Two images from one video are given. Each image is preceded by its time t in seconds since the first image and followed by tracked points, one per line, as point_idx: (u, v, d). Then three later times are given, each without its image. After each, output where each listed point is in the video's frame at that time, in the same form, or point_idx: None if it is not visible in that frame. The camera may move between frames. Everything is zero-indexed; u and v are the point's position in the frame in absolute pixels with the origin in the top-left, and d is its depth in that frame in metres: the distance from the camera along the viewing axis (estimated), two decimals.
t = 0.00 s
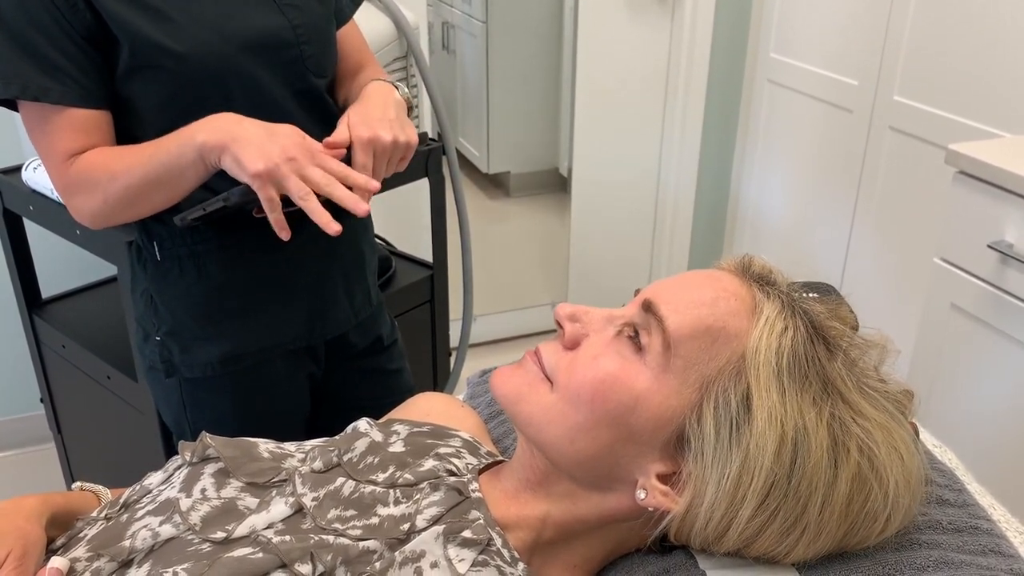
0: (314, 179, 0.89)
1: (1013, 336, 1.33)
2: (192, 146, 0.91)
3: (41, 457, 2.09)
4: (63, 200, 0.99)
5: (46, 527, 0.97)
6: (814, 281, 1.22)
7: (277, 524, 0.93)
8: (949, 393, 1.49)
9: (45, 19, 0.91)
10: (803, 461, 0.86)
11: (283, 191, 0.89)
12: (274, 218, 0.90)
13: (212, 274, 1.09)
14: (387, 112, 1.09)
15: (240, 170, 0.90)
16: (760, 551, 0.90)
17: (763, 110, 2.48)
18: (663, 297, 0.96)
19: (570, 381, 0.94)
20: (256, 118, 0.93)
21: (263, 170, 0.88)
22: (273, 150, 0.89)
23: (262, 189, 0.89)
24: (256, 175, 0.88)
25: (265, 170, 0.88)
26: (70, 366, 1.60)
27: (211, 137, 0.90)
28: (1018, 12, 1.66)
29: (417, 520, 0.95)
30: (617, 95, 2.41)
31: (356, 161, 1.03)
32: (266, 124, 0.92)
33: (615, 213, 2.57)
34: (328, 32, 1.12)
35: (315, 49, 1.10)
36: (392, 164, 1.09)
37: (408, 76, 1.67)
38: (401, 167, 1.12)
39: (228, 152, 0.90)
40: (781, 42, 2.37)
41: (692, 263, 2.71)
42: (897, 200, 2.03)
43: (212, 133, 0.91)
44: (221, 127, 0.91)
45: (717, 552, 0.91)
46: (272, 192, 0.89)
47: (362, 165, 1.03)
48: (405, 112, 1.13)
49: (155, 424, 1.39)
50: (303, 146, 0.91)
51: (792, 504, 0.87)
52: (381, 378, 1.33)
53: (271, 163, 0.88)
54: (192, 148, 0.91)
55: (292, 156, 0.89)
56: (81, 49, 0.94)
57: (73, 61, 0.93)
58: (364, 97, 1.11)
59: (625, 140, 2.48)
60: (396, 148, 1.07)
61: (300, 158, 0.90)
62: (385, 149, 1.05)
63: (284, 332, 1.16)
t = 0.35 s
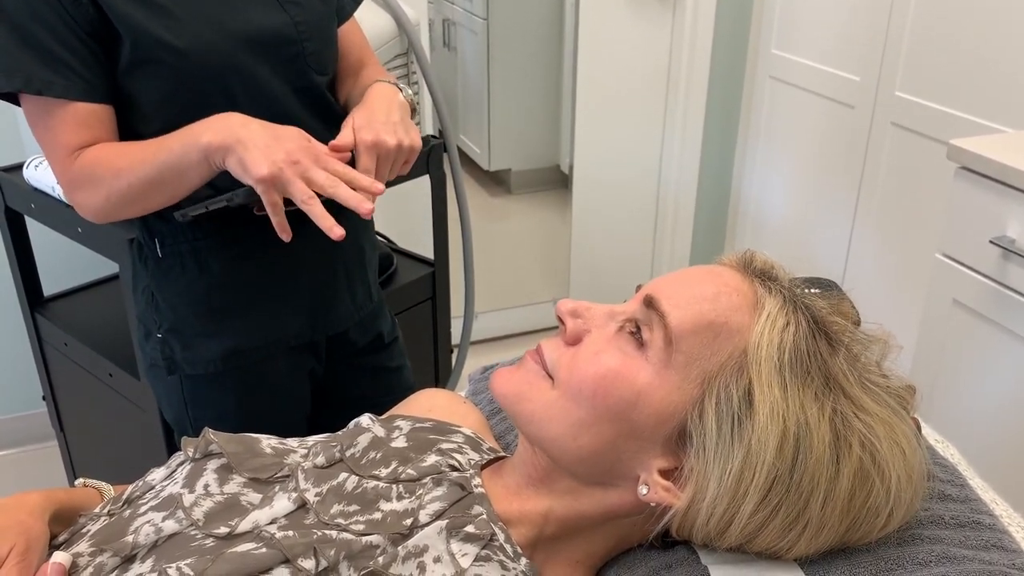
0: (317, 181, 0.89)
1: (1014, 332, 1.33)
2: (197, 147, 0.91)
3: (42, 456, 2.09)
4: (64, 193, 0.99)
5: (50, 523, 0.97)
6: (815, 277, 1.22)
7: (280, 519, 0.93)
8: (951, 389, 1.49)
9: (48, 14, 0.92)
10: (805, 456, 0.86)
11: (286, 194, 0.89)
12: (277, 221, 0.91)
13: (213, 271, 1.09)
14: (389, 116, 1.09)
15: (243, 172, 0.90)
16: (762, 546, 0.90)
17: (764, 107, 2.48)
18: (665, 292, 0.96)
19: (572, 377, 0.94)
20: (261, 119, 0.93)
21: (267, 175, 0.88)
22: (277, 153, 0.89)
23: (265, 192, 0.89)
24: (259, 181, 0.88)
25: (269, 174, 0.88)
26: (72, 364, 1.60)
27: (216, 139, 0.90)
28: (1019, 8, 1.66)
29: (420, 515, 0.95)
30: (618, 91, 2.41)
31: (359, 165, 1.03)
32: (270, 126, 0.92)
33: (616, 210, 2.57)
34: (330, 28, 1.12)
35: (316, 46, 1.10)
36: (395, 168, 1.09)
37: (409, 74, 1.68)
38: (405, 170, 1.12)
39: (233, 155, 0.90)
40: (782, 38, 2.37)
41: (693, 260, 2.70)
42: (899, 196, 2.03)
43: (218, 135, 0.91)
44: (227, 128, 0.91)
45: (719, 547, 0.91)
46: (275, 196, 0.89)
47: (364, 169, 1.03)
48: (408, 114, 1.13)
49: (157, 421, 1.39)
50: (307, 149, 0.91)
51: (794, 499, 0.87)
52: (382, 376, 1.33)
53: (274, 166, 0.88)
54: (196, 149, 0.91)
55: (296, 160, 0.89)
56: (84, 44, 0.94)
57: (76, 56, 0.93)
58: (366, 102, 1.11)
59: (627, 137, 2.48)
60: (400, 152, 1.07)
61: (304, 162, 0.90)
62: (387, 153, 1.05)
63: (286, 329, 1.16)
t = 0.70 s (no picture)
0: (311, 158, 0.89)
1: (1017, 331, 1.33)
2: (190, 131, 0.91)
3: (44, 455, 2.10)
4: (65, 193, 0.99)
5: (53, 521, 0.97)
6: (818, 277, 1.22)
7: (283, 517, 0.93)
8: (953, 388, 1.49)
9: (51, 13, 0.91)
10: (807, 456, 0.86)
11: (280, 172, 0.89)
12: (273, 200, 0.90)
13: (215, 271, 1.09)
14: (384, 98, 1.09)
15: (237, 152, 0.89)
16: (765, 546, 0.90)
17: (766, 106, 2.48)
18: (668, 292, 0.96)
19: (575, 376, 0.94)
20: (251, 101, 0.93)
21: (260, 153, 0.87)
22: (270, 132, 0.89)
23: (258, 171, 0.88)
24: (252, 159, 0.87)
25: (263, 154, 0.87)
26: (75, 362, 1.60)
27: (208, 122, 0.90)
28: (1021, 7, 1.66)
29: (423, 514, 0.95)
30: (620, 91, 2.41)
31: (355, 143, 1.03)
32: (262, 108, 0.91)
33: (618, 209, 2.57)
34: (333, 29, 1.12)
35: (320, 47, 1.10)
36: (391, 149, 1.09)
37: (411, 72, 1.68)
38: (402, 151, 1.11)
39: (226, 136, 0.90)
40: (784, 38, 2.37)
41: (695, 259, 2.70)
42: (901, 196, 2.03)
43: (210, 118, 0.90)
44: (218, 111, 0.91)
45: (720, 546, 0.91)
46: (269, 175, 0.89)
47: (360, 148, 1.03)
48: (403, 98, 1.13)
49: (160, 420, 1.39)
50: (298, 126, 0.91)
51: (796, 498, 0.87)
52: (383, 376, 1.33)
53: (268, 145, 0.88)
54: (190, 134, 0.91)
55: (288, 138, 0.89)
56: (87, 44, 0.94)
57: (79, 56, 0.93)
58: (360, 87, 1.10)
59: (629, 136, 2.48)
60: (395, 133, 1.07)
61: (297, 140, 0.89)
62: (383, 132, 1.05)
63: (287, 330, 1.16)
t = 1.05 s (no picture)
0: (313, 182, 0.91)
1: (1018, 329, 1.33)
2: (195, 143, 0.91)
3: (46, 454, 2.10)
4: (59, 189, 0.99)
5: (54, 521, 0.97)
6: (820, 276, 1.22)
7: (285, 517, 0.93)
8: (955, 387, 1.49)
9: (50, 11, 0.92)
10: (809, 456, 0.86)
11: (283, 186, 0.90)
12: (273, 209, 0.92)
13: (216, 271, 1.09)
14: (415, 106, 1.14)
15: (242, 168, 0.89)
16: (767, 545, 0.90)
17: (767, 104, 2.48)
18: (670, 291, 0.96)
19: (577, 375, 0.94)
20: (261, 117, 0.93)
21: (268, 170, 0.88)
22: (279, 149, 0.89)
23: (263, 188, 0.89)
24: (260, 173, 0.88)
25: (270, 172, 0.88)
26: (76, 362, 1.61)
27: (216, 136, 0.90)
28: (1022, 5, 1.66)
29: (424, 513, 0.95)
30: (620, 90, 2.41)
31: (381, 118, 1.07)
32: (272, 124, 0.92)
33: (618, 208, 2.57)
34: (334, 28, 1.12)
35: (320, 46, 1.10)
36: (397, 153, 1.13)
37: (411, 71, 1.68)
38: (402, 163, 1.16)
39: (232, 150, 0.90)
40: (785, 36, 2.36)
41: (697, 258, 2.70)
42: (902, 194, 2.03)
43: (216, 131, 0.90)
44: (229, 125, 0.91)
45: (722, 545, 0.91)
46: (273, 188, 0.89)
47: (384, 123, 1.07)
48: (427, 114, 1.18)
49: (161, 419, 1.39)
50: (306, 144, 0.92)
51: (798, 498, 0.87)
52: (384, 375, 1.33)
53: (277, 164, 0.88)
54: (195, 145, 0.91)
55: (297, 156, 0.90)
56: (87, 42, 0.94)
57: (79, 53, 0.93)
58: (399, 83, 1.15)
59: (629, 135, 2.48)
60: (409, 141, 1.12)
61: (305, 160, 0.90)
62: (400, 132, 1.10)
63: (288, 330, 1.16)
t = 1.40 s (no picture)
0: (316, 160, 0.91)
1: (1016, 326, 1.33)
2: (192, 132, 0.91)
3: (45, 453, 2.10)
4: (55, 187, 0.98)
5: (51, 521, 0.97)
6: (817, 273, 1.22)
7: (280, 517, 0.93)
8: (953, 385, 1.49)
9: (48, 8, 0.91)
10: (805, 452, 0.86)
11: (285, 167, 0.91)
12: (275, 195, 0.92)
13: (221, 271, 1.09)
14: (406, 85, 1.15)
15: (242, 154, 0.89)
16: (764, 542, 0.90)
17: (766, 102, 2.48)
18: (667, 288, 0.96)
19: (573, 374, 0.94)
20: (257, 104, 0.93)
21: (269, 154, 0.88)
22: (277, 132, 0.90)
23: (265, 169, 0.89)
24: (261, 158, 0.88)
25: (273, 154, 0.89)
26: (75, 361, 1.60)
27: (212, 123, 0.90)
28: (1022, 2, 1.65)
29: (420, 512, 0.95)
30: (619, 89, 2.40)
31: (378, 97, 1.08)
32: (266, 108, 0.92)
33: (618, 207, 2.57)
34: (333, 24, 1.12)
35: (320, 42, 1.10)
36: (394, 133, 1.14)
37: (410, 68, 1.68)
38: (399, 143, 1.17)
39: (230, 137, 0.90)
40: (784, 34, 2.36)
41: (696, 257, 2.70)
42: (902, 192, 2.02)
43: (213, 120, 0.90)
44: (225, 112, 0.91)
45: (719, 542, 0.91)
46: (275, 172, 0.90)
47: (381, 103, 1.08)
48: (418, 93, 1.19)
49: (159, 418, 1.39)
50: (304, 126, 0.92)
51: (794, 494, 0.87)
52: (377, 376, 1.33)
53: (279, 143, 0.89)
54: (192, 133, 0.91)
55: (297, 138, 0.91)
56: (84, 40, 0.94)
57: (76, 50, 0.93)
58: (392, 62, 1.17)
59: (628, 134, 2.47)
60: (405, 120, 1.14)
61: (306, 140, 0.91)
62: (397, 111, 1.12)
63: (290, 327, 1.16)
